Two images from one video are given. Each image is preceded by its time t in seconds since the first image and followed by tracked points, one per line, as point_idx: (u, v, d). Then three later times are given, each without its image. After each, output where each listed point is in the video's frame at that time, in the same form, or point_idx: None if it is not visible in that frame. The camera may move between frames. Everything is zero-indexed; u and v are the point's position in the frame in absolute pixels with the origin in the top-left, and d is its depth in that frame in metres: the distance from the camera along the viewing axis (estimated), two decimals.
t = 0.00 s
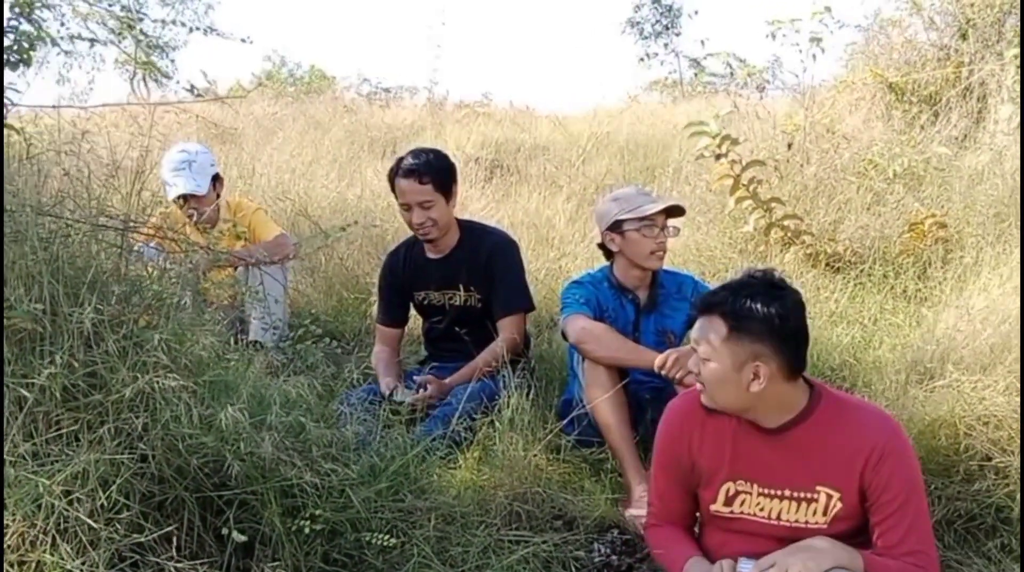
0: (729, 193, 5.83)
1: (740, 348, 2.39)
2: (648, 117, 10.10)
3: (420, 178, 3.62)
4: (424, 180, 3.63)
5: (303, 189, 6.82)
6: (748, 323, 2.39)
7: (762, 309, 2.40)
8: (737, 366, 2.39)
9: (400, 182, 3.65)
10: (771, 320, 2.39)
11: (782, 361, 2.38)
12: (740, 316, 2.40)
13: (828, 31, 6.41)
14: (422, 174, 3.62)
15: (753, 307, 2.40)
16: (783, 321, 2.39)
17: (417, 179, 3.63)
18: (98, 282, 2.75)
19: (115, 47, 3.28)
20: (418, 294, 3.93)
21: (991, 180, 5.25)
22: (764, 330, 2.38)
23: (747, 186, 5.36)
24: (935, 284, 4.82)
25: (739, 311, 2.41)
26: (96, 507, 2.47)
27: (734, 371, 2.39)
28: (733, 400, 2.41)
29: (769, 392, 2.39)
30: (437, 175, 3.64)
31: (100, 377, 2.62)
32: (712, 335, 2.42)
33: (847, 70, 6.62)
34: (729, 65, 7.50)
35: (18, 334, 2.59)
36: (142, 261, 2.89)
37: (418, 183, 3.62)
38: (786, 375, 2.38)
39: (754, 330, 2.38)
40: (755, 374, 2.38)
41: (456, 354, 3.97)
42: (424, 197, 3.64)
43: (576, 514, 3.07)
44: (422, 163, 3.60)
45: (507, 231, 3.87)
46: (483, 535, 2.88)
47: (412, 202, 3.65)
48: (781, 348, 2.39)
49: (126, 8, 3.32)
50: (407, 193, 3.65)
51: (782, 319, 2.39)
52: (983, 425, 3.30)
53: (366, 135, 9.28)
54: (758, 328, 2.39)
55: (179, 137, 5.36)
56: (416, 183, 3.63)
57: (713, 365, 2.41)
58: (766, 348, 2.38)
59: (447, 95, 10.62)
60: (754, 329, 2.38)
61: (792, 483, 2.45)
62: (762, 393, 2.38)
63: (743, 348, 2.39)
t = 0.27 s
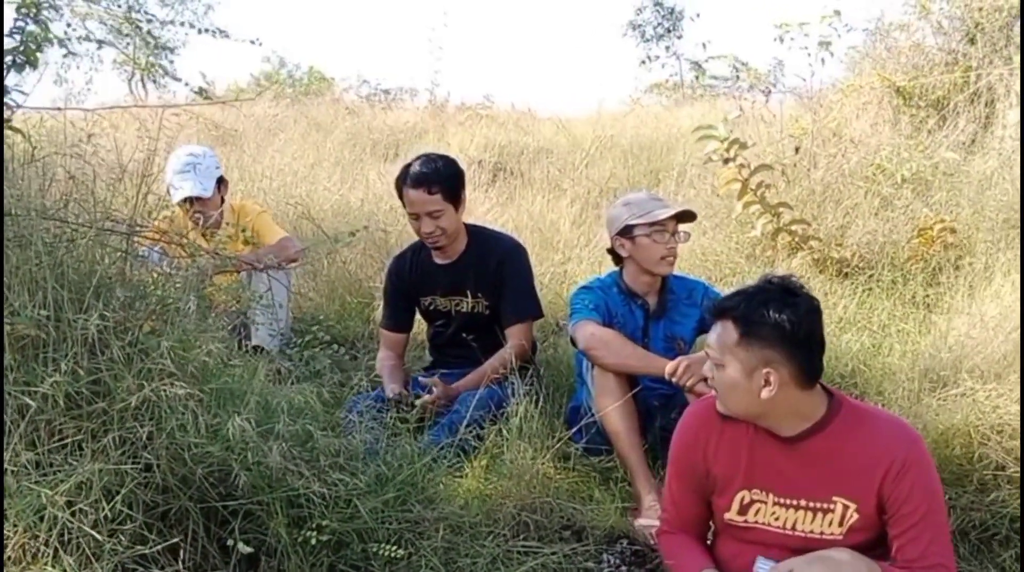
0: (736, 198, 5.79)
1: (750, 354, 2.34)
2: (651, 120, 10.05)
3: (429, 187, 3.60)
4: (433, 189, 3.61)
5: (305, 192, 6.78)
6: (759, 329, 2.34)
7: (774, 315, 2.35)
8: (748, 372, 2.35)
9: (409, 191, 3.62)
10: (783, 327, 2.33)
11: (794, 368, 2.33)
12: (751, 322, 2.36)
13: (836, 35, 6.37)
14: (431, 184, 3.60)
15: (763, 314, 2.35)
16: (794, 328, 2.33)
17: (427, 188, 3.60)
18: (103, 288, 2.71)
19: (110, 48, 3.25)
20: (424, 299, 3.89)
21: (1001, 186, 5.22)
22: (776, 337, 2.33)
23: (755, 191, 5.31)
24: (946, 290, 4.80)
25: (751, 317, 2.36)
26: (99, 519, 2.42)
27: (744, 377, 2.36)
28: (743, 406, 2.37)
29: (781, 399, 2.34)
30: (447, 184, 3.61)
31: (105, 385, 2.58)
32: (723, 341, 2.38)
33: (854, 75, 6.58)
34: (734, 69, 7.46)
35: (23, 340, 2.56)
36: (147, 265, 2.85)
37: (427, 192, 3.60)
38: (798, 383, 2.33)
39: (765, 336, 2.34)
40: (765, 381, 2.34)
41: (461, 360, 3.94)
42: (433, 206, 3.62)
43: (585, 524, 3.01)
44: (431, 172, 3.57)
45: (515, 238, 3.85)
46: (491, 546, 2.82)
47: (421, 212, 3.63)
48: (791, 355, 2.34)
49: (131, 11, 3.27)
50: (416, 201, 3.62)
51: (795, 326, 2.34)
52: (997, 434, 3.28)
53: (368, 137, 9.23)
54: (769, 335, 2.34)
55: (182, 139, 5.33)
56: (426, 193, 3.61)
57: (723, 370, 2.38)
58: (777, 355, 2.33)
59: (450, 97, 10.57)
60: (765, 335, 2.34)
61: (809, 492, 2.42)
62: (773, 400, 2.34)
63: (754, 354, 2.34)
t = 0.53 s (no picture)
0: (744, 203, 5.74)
1: (764, 362, 2.26)
2: (654, 124, 10.01)
3: (439, 195, 3.56)
4: (443, 197, 3.57)
5: (309, 195, 6.72)
6: (773, 336, 2.26)
7: (790, 323, 2.26)
8: (762, 381, 2.26)
9: (418, 199, 3.58)
10: (798, 336, 2.25)
11: (809, 378, 2.24)
12: (766, 329, 2.27)
13: (844, 39, 6.33)
14: (441, 191, 3.56)
15: (778, 322, 2.26)
16: (811, 336, 2.24)
17: (436, 196, 3.56)
18: (107, 295, 2.66)
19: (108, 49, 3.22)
20: (432, 306, 3.85)
21: (1012, 193, 5.17)
22: (791, 345, 2.24)
23: (764, 196, 5.26)
24: (957, 299, 4.75)
25: (765, 324, 2.28)
26: (103, 533, 2.37)
27: (759, 386, 2.27)
28: (757, 415, 2.28)
29: (796, 410, 2.25)
30: (456, 192, 3.58)
31: (109, 395, 2.53)
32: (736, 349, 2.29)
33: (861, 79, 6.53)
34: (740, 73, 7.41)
35: (25, 348, 2.51)
36: (155, 272, 2.80)
37: (437, 200, 3.56)
38: (813, 393, 2.24)
39: (779, 344, 2.25)
40: (780, 390, 2.26)
41: (469, 368, 3.89)
42: (443, 215, 3.58)
43: (597, 537, 2.95)
44: (441, 180, 3.53)
45: (525, 246, 3.81)
46: (503, 559, 2.76)
47: (431, 220, 3.59)
48: (807, 364, 2.24)
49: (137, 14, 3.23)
50: (425, 210, 3.58)
51: (812, 335, 2.25)
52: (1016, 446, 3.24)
53: (371, 140, 9.18)
54: (784, 343, 2.25)
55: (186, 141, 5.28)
56: (435, 201, 3.57)
57: (737, 379, 2.29)
58: (791, 364, 2.24)
59: (453, 99, 10.53)
60: (779, 343, 2.25)
61: (827, 505, 2.31)
62: (787, 410, 2.25)
63: (768, 363, 2.26)
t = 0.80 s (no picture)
0: (753, 207, 5.69)
1: (781, 373, 2.19)
2: (659, 127, 9.96)
3: (448, 200, 3.51)
4: (452, 202, 3.52)
5: (312, 197, 6.67)
6: (790, 346, 2.19)
7: (807, 332, 2.20)
8: (779, 392, 2.19)
9: (426, 204, 3.53)
10: (815, 345, 2.18)
11: (827, 388, 2.17)
12: (782, 339, 2.20)
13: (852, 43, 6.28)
14: (450, 197, 3.51)
15: (795, 332, 2.20)
16: (828, 345, 2.18)
17: (445, 201, 3.52)
18: (111, 302, 2.62)
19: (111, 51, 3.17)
20: (439, 311, 3.80)
21: None
22: (808, 355, 2.18)
23: (774, 201, 5.20)
24: (970, 306, 4.69)
25: (781, 334, 2.21)
26: (105, 549, 2.34)
27: (777, 397, 2.19)
28: (774, 428, 2.21)
29: (814, 421, 2.18)
30: (465, 196, 3.53)
31: (112, 405, 2.49)
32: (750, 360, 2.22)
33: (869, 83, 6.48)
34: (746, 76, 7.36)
35: (27, 357, 2.48)
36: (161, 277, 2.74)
37: (446, 206, 3.51)
38: (832, 404, 2.17)
39: (796, 355, 2.18)
40: (797, 401, 2.19)
41: (476, 375, 3.84)
42: (452, 220, 3.53)
43: (609, 549, 2.89)
44: (450, 185, 3.49)
45: (535, 251, 3.76)
46: None
47: (439, 225, 3.54)
48: (825, 373, 2.17)
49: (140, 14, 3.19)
50: (433, 215, 3.54)
51: (829, 344, 2.18)
52: None
53: (375, 142, 9.13)
54: (802, 352, 2.18)
55: (192, 143, 5.23)
56: (444, 206, 3.52)
57: (754, 390, 2.22)
58: (809, 374, 2.18)
59: (457, 101, 10.48)
60: (796, 353, 2.18)
61: (847, 518, 2.23)
62: (805, 422, 2.18)
63: (784, 373, 2.19)
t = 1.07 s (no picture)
0: (760, 212, 5.64)
1: (797, 387, 2.14)
2: (663, 129, 9.91)
3: (455, 205, 3.47)
4: (459, 206, 3.48)
5: (316, 199, 6.62)
6: (806, 360, 2.14)
7: (823, 346, 2.15)
8: (795, 407, 2.15)
9: (433, 208, 3.49)
10: (832, 359, 2.13)
11: (845, 403, 2.12)
12: (798, 352, 2.16)
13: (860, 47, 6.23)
14: (457, 201, 3.47)
15: (810, 345, 2.15)
16: (845, 358, 2.13)
17: (452, 205, 3.47)
18: (113, 310, 2.59)
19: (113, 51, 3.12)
20: (446, 316, 3.75)
21: None
22: (825, 369, 2.13)
23: (782, 206, 5.16)
24: (981, 314, 4.66)
25: (796, 347, 2.16)
26: (108, 564, 2.32)
27: (791, 411, 2.15)
28: (789, 443, 2.16)
29: (831, 437, 2.14)
30: (473, 201, 3.49)
31: (113, 417, 2.46)
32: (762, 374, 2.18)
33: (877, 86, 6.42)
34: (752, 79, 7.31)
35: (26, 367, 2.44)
36: (163, 282, 2.71)
37: (453, 210, 3.47)
38: (849, 419, 2.13)
39: (812, 368, 2.13)
40: (814, 416, 2.14)
41: (484, 381, 3.79)
42: (459, 224, 3.49)
43: (621, 561, 2.86)
44: (457, 189, 3.44)
45: (543, 256, 3.71)
46: None
47: (447, 230, 3.50)
48: (842, 387, 2.13)
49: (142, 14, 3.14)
50: (441, 219, 3.49)
51: (846, 358, 2.14)
52: None
53: (379, 143, 9.09)
54: (817, 366, 2.14)
55: (195, 145, 5.18)
56: (451, 210, 3.48)
57: (767, 404, 2.17)
58: (825, 389, 2.13)
59: (460, 103, 10.43)
60: (812, 367, 2.13)
61: (865, 534, 2.18)
62: (821, 437, 2.13)
63: (800, 388, 2.14)
